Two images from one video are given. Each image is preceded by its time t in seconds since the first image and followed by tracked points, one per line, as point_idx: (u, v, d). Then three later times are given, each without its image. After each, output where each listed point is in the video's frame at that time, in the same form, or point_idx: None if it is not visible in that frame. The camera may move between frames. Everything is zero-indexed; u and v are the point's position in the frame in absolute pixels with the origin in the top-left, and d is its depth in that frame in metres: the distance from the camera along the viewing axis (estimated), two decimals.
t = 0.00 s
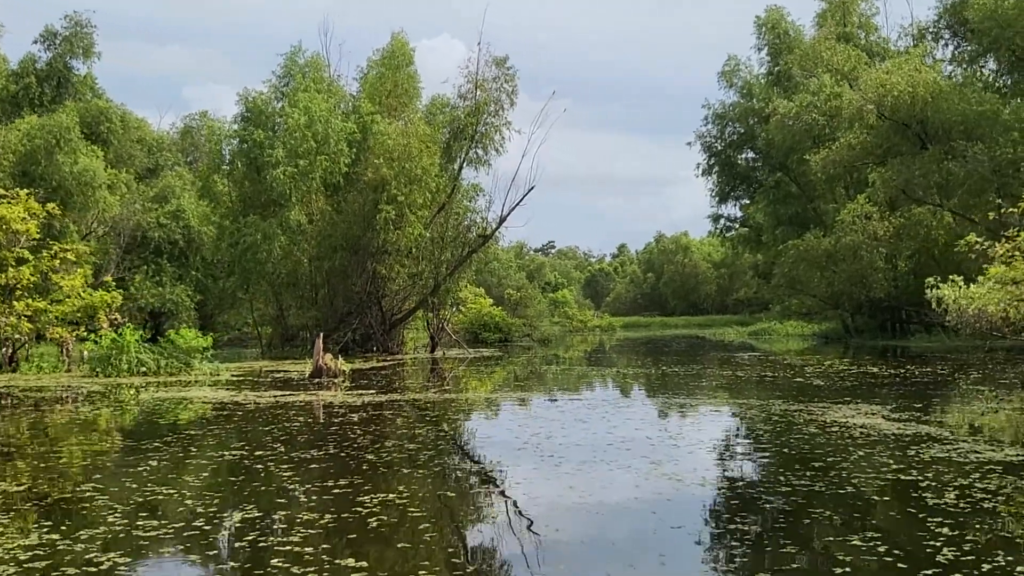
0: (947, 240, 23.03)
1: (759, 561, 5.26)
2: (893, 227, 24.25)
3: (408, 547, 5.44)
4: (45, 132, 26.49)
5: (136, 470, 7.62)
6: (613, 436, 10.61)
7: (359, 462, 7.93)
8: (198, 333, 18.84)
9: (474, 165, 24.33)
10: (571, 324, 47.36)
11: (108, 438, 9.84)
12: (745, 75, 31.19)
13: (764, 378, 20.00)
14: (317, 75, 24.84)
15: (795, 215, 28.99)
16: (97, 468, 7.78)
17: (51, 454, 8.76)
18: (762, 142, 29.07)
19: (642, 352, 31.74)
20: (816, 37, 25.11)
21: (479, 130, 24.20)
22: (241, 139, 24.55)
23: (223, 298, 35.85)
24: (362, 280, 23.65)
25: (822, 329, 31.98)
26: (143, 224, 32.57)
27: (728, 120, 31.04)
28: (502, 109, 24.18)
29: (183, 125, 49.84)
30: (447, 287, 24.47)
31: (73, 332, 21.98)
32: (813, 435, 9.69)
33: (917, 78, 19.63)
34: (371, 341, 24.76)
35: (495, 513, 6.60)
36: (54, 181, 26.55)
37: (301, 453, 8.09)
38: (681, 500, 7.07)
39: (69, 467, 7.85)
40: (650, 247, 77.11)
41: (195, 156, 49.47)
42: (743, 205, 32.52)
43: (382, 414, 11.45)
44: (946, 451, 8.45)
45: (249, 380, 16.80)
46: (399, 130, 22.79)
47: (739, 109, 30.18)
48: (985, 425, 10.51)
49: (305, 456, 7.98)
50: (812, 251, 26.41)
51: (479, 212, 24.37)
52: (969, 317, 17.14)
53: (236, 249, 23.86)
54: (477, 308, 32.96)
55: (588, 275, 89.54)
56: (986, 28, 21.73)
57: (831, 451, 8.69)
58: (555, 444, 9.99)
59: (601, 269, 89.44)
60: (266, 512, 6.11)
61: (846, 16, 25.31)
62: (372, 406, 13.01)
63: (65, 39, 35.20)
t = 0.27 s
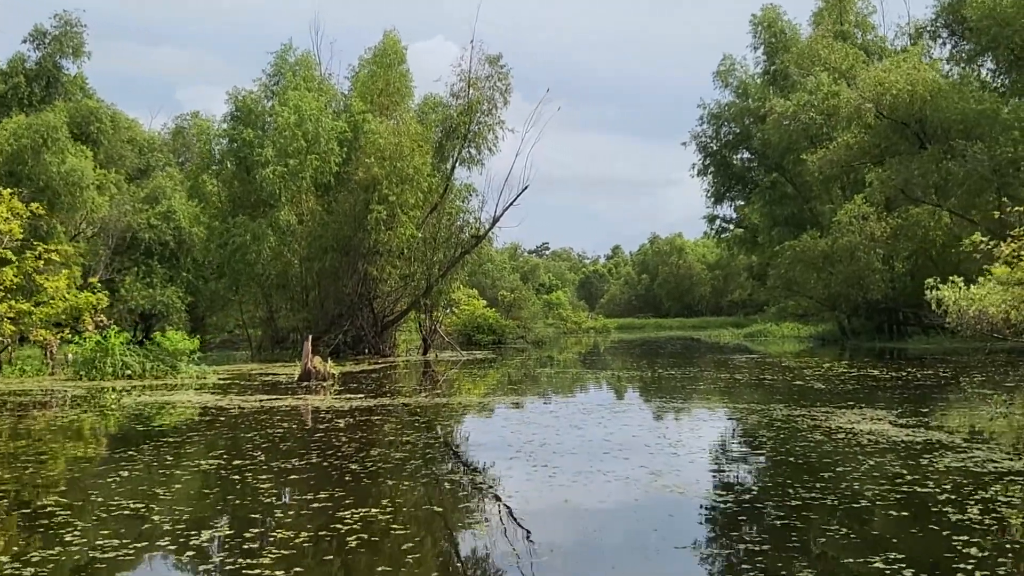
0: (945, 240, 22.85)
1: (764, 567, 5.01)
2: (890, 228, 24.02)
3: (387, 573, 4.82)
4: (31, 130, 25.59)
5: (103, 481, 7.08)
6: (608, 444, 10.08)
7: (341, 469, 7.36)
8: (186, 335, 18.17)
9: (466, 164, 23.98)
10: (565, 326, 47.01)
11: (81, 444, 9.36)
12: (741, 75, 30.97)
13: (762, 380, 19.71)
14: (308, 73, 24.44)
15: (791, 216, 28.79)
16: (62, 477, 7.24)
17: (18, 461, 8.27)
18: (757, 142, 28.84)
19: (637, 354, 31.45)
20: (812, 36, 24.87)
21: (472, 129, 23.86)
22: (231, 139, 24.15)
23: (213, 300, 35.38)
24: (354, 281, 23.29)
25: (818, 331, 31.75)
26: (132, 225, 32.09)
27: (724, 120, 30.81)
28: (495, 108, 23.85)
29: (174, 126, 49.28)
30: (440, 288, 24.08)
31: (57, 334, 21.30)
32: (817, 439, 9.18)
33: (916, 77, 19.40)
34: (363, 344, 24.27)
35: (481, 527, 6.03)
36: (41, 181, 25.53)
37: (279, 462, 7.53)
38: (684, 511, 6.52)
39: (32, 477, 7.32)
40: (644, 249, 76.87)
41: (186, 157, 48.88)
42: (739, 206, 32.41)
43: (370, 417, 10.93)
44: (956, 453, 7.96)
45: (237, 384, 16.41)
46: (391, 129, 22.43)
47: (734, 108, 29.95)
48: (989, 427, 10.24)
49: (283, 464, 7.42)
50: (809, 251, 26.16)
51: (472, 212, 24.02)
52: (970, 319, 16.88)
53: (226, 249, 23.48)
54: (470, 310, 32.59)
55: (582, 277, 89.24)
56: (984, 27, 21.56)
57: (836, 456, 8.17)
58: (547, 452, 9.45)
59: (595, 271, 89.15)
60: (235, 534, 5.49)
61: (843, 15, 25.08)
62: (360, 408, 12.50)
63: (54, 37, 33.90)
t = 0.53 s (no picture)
0: (948, 240, 22.61)
1: None
2: (892, 228, 23.73)
3: None
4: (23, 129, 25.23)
5: (79, 490, 6.70)
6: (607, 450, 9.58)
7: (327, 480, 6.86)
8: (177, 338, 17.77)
9: (463, 163, 23.62)
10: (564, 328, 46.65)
11: (60, 451, 8.94)
12: (740, 74, 30.71)
13: (765, 382, 19.38)
14: (303, 71, 24.09)
15: (792, 216, 28.53)
16: (31, 489, 6.77)
17: None
18: (757, 141, 28.56)
19: (636, 355, 31.13)
20: (813, 34, 24.59)
21: (469, 128, 23.51)
22: (225, 138, 23.83)
23: (209, 301, 35.01)
24: (349, 282, 22.96)
25: (819, 332, 31.43)
26: (127, 226, 31.73)
27: (724, 119, 30.55)
28: (493, 106, 23.50)
29: (171, 126, 48.92)
30: (436, 289, 23.73)
31: (46, 337, 20.85)
32: (826, 444, 8.73)
33: (919, 74, 19.12)
34: (359, 345, 24.09)
35: (471, 548, 5.46)
36: (33, 181, 25.17)
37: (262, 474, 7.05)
38: (691, 525, 6.07)
39: (4, 487, 6.93)
40: (643, 250, 76.54)
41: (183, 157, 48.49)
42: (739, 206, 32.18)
43: (364, 421, 10.48)
44: (979, 463, 7.51)
45: (230, 386, 16.12)
46: (387, 128, 22.08)
47: (734, 107, 29.68)
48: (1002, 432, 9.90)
49: (266, 477, 6.93)
50: (810, 252, 25.86)
51: (469, 212, 23.67)
52: (975, 320, 16.59)
53: (221, 250, 23.16)
54: (468, 311, 32.24)
55: (581, 278, 88.93)
56: (987, 25, 21.29)
57: (849, 461, 7.73)
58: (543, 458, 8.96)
59: (593, 272, 88.82)
60: (207, 559, 5.01)
61: (844, 13, 24.80)
62: (354, 411, 12.02)
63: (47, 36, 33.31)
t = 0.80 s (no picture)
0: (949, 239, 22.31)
1: None
2: (893, 227, 23.44)
3: None
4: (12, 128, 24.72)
5: (57, 497, 6.39)
6: (605, 451, 9.04)
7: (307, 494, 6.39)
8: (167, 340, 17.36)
9: (459, 162, 23.27)
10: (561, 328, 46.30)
11: (38, 456, 8.57)
12: (739, 72, 30.45)
13: (766, 383, 19.07)
14: (297, 68, 23.72)
15: (791, 215, 28.26)
16: None
17: None
18: (756, 140, 28.28)
19: (634, 356, 30.80)
20: (813, 31, 24.30)
21: (465, 125, 23.14)
22: (218, 136, 23.48)
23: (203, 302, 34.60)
24: (343, 282, 22.60)
25: (819, 333, 31.13)
26: (119, 225, 31.32)
27: (722, 118, 30.28)
28: (489, 104, 23.15)
29: (165, 125, 48.44)
30: (432, 289, 23.38)
31: (33, 338, 20.32)
32: (836, 445, 8.23)
33: (921, 71, 18.83)
34: (353, 347, 23.56)
35: (468, 560, 5.18)
36: (23, 180, 24.57)
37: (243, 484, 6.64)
38: (694, 536, 5.69)
39: None
40: (640, 250, 76.19)
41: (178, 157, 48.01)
42: (737, 205, 31.99)
43: (355, 425, 10.09)
44: (1002, 473, 7.04)
45: (220, 388, 15.79)
46: (381, 126, 21.73)
47: (733, 106, 29.40)
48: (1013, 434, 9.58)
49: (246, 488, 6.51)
50: (810, 251, 25.57)
51: (465, 211, 23.33)
52: (979, 320, 16.31)
53: (213, 250, 22.81)
54: (464, 312, 31.86)
55: (578, 278, 88.60)
56: (989, 22, 21.04)
57: (865, 467, 7.23)
58: (537, 461, 8.43)
59: (590, 272, 88.50)
60: None
61: (844, 10, 24.50)
62: (346, 414, 11.64)
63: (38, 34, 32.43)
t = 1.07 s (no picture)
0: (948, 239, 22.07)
1: None
2: (891, 227, 23.14)
3: None
4: None
5: (26, 506, 6.03)
6: (602, 461, 8.57)
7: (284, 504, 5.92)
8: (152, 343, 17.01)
9: (452, 161, 22.92)
10: (556, 330, 45.96)
11: (9, 461, 8.11)
12: (735, 72, 30.20)
13: (766, 384, 18.76)
14: (287, 66, 23.34)
15: (788, 216, 28.03)
16: None
17: None
18: (753, 139, 28.03)
19: (630, 358, 30.47)
20: (811, 29, 24.02)
21: (458, 124, 22.77)
22: (207, 135, 23.08)
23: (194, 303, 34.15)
24: (334, 283, 22.24)
25: (816, 334, 30.90)
26: (109, 226, 30.83)
27: (719, 117, 30.02)
28: (482, 102, 22.81)
29: (157, 125, 47.90)
30: (424, 291, 23.03)
31: (17, 341, 19.79)
32: (844, 452, 7.77)
33: (921, 69, 18.58)
34: (344, 349, 23.18)
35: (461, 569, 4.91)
36: (9, 180, 23.80)
37: (218, 496, 6.15)
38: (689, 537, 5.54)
39: None
40: (635, 251, 75.93)
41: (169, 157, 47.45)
42: (733, 206, 31.76)
43: (343, 430, 9.66)
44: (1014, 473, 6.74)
45: (207, 390, 15.43)
46: (373, 125, 21.37)
47: (729, 105, 29.15)
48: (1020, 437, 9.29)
49: (221, 500, 6.04)
50: (808, 252, 25.32)
51: (458, 211, 22.98)
52: (981, 322, 16.04)
53: (203, 250, 22.40)
54: (458, 313, 31.50)
55: (573, 279, 88.30)
56: (988, 20, 20.82)
57: (877, 476, 6.76)
58: (530, 471, 7.95)
59: (585, 273, 88.21)
60: None
61: (841, 9, 24.23)
62: (335, 416, 11.19)
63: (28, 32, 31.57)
